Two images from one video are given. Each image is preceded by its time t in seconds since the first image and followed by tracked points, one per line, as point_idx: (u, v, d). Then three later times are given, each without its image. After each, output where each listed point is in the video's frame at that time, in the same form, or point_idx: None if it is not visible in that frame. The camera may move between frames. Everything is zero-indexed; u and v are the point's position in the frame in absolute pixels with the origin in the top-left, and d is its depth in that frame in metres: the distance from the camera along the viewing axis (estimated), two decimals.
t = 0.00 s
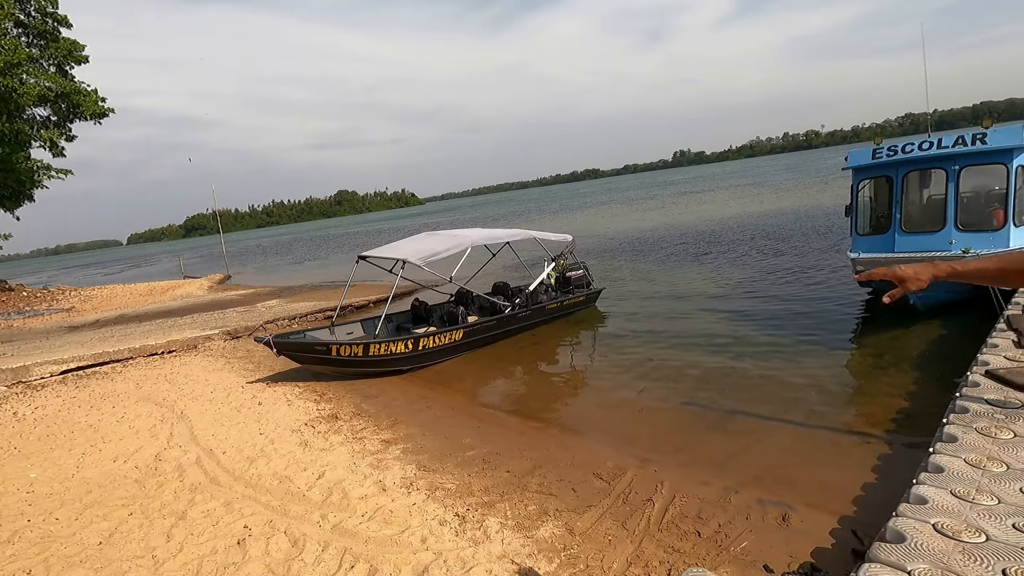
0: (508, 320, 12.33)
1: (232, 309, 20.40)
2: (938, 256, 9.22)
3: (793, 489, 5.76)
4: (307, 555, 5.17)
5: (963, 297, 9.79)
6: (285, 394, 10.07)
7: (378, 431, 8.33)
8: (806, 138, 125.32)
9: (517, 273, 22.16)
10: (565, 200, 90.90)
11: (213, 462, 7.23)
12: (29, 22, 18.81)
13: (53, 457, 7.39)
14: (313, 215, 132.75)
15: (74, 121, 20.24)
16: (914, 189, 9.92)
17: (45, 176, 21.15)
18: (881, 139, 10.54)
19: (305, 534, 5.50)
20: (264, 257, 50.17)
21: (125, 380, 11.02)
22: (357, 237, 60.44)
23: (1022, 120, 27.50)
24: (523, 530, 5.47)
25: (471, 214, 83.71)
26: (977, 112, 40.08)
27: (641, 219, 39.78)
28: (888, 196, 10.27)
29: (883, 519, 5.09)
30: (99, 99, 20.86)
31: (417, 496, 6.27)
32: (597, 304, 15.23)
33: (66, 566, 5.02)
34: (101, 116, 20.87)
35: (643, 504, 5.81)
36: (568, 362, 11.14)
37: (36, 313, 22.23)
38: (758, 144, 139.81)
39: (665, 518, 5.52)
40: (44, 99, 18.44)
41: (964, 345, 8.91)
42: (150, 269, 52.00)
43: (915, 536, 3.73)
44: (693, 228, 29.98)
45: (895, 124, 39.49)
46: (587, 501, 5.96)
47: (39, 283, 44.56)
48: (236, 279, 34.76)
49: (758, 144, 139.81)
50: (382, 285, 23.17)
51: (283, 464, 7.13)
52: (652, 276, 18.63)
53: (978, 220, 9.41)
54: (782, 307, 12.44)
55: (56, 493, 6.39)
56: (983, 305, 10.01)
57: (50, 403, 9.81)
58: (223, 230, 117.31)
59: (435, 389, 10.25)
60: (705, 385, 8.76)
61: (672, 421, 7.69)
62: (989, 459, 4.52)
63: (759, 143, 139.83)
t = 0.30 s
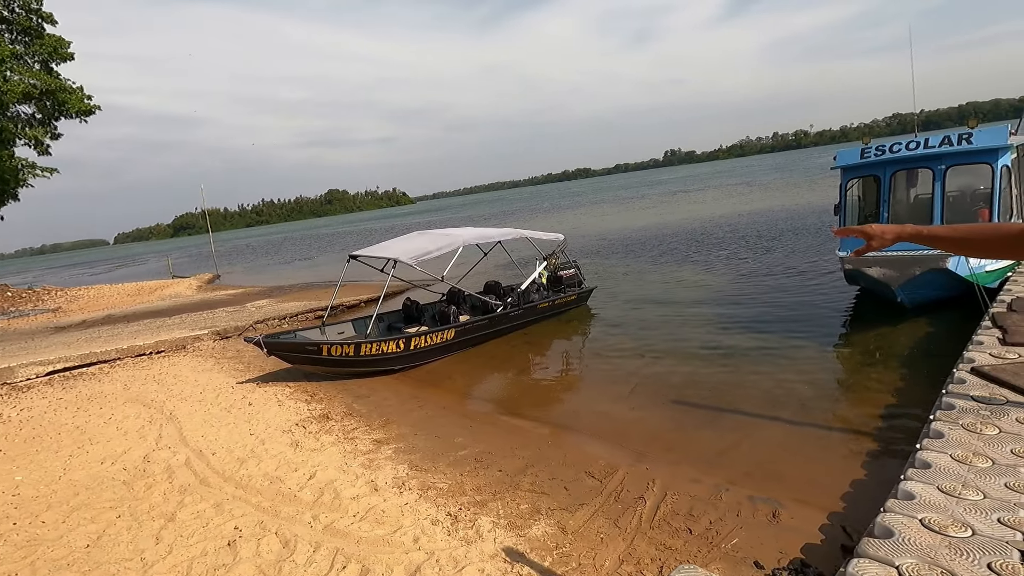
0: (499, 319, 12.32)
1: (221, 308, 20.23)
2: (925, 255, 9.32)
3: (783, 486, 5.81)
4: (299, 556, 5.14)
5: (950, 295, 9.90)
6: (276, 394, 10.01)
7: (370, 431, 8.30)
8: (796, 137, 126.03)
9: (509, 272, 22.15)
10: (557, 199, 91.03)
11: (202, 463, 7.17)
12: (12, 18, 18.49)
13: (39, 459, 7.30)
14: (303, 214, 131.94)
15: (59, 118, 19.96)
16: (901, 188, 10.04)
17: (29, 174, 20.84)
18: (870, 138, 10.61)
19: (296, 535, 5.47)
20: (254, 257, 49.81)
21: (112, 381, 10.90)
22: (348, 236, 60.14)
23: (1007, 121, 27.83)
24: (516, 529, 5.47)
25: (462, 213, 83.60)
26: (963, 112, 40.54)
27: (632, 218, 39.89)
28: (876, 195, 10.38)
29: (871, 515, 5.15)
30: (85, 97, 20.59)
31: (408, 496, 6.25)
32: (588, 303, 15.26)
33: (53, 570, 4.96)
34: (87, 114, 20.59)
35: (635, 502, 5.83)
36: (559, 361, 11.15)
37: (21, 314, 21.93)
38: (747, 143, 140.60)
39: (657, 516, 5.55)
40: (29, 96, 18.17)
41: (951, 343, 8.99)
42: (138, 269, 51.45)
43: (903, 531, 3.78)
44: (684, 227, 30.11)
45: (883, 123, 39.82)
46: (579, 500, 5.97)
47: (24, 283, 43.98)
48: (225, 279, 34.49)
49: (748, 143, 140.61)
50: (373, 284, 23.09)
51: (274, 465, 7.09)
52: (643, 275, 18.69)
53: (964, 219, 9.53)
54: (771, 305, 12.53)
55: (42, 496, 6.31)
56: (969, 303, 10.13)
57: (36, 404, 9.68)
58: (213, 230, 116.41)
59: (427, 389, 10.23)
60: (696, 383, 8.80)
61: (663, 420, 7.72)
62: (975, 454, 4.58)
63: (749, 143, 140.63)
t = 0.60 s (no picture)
0: (495, 319, 12.32)
1: (216, 307, 20.15)
2: (917, 256, 9.39)
3: (777, 486, 5.83)
4: (293, 556, 5.13)
5: (942, 297, 9.96)
6: (270, 394, 9.98)
7: (365, 431, 8.28)
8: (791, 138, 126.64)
9: (504, 271, 22.15)
10: (552, 199, 91.13)
11: (196, 463, 7.14)
12: (5, 14, 18.33)
13: (31, 459, 7.25)
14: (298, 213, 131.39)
15: (52, 115, 19.83)
16: (895, 189, 10.10)
17: (21, 171, 20.68)
18: (864, 140, 10.66)
19: (291, 535, 5.46)
20: (249, 255, 49.68)
21: (105, 381, 10.83)
22: (343, 235, 59.99)
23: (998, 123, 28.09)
24: (511, 529, 5.48)
25: (457, 212, 83.63)
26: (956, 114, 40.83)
27: (628, 218, 39.98)
28: (870, 196, 10.43)
29: (864, 515, 5.18)
30: (79, 94, 20.44)
31: (404, 496, 6.24)
32: (583, 302, 15.28)
33: (45, 570, 4.92)
34: (81, 111, 20.46)
35: (630, 501, 5.85)
36: (554, 360, 11.17)
37: (13, 312, 21.77)
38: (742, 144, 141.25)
39: (652, 516, 5.56)
40: (21, 93, 18.05)
41: (944, 344, 9.05)
42: (131, 267, 51.13)
43: (896, 531, 3.80)
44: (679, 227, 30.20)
45: (877, 125, 40.07)
46: (574, 500, 5.98)
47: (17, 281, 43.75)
48: (220, 277, 34.35)
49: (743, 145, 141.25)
50: (368, 283, 23.05)
51: (268, 465, 7.06)
52: (638, 275, 18.73)
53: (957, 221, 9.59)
54: (766, 306, 12.58)
55: (34, 496, 6.27)
56: (961, 304, 10.19)
57: (28, 403, 9.61)
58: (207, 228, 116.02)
59: (422, 388, 10.22)
60: (691, 383, 8.83)
61: (658, 420, 7.74)
62: (967, 455, 4.61)
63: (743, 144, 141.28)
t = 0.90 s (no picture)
0: (493, 318, 12.32)
1: (213, 306, 20.09)
2: (915, 256, 9.41)
3: (775, 485, 5.84)
4: (291, 555, 5.12)
5: (940, 296, 9.98)
6: (268, 393, 9.96)
7: (363, 430, 8.27)
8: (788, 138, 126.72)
9: (503, 271, 22.14)
10: (550, 198, 91.06)
11: (193, 462, 7.12)
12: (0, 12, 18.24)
13: (27, 458, 7.23)
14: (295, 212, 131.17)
15: (49, 113, 19.75)
16: (893, 189, 10.12)
17: (17, 169, 20.60)
18: (861, 139, 10.65)
19: (288, 535, 5.45)
20: (246, 255, 49.55)
21: (102, 380, 10.79)
22: (341, 234, 59.91)
23: (994, 123, 28.22)
24: (509, 528, 5.47)
25: (455, 212, 83.53)
26: (954, 114, 40.94)
27: (626, 217, 39.98)
28: (868, 196, 10.45)
29: (861, 514, 5.19)
30: (75, 92, 20.38)
31: (401, 495, 6.24)
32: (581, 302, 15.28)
33: (41, 570, 4.91)
34: (77, 109, 20.39)
35: (628, 501, 5.85)
36: (552, 360, 11.17)
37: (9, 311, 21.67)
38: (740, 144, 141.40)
39: (650, 515, 5.56)
40: (17, 91, 17.98)
41: (942, 344, 9.05)
42: (128, 266, 51.00)
43: (893, 530, 3.81)
44: (677, 227, 30.22)
45: (874, 125, 40.18)
46: (572, 499, 5.98)
47: (13, 280, 43.55)
48: (217, 276, 34.25)
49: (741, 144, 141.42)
50: (366, 282, 23.03)
51: (265, 464, 7.05)
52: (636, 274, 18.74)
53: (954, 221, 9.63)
54: (763, 305, 12.60)
55: (30, 495, 6.25)
56: (959, 304, 10.22)
57: (24, 403, 9.57)
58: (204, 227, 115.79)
59: (420, 388, 10.20)
60: (689, 382, 8.84)
61: (656, 419, 7.75)
62: (964, 454, 4.63)
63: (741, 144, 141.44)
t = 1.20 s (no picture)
0: (488, 319, 12.31)
1: (206, 306, 19.98)
2: (907, 258, 9.46)
3: (767, 486, 5.87)
4: (283, 557, 5.09)
5: (931, 298, 10.05)
6: (261, 393, 9.91)
7: (356, 431, 8.25)
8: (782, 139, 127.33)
9: (497, 271, 22.14)
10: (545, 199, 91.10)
11: (185, 463, 7.07)
12: None
13: (16, 459, 7.16)
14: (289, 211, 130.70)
15: (40, 111, 19.58)
16: (885, 192, 10.20)
17: (7, 167, 20.41)
18: (854, 142, 10.74)
19: (281, 536, 5.42)
20: (239, 254, 49.32)
21: (92, 380, 10.70)
22: (335, 233, 59.79)
23: (984, 127, 28.50)
24: (502, 529, 5.47)
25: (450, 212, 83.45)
26: (945, 118, 41.35)
27: (620, 218, 40.08)
28: (860, 198, 10.51)
29: (852, 515, 5.22)
30: (67, 89, 20.21)
31: (395, 496, 6.23)
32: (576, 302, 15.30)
33: (30, 572, 4.87)
34: (69, 106, 20.23)
35: (621, 501, 5.86)
36: (547, 360, 11.19)
37: None
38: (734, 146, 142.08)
39: (643, 515, 5.58)
40: (8, 88, 17.82)
41: (933, 346, 9.11)
42: (119, 265, 50.64)
43: (884, 530, 3.84)
44: (671, 228, 30.33)
45: (866, 127, 40.52)
46: (565, 500, 5.99)
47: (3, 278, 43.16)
48: (210, 276, 34.06)
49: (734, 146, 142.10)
50: (360, 282, 22.97)
51: (258, 465, 7.02)
52: (630, 275, 18.80)
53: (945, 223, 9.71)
54: (757, 307, 12.66)
55: (19, 497, 6.19)
56: (950, 306, 10.30)
57: (13, 403, 9.48)
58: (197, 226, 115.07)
59: (414, 388, 10.19)
60: (683, 383, 8.87)
61: (650, 419, 7.77)
62: (954, 454, 4.66)
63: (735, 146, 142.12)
